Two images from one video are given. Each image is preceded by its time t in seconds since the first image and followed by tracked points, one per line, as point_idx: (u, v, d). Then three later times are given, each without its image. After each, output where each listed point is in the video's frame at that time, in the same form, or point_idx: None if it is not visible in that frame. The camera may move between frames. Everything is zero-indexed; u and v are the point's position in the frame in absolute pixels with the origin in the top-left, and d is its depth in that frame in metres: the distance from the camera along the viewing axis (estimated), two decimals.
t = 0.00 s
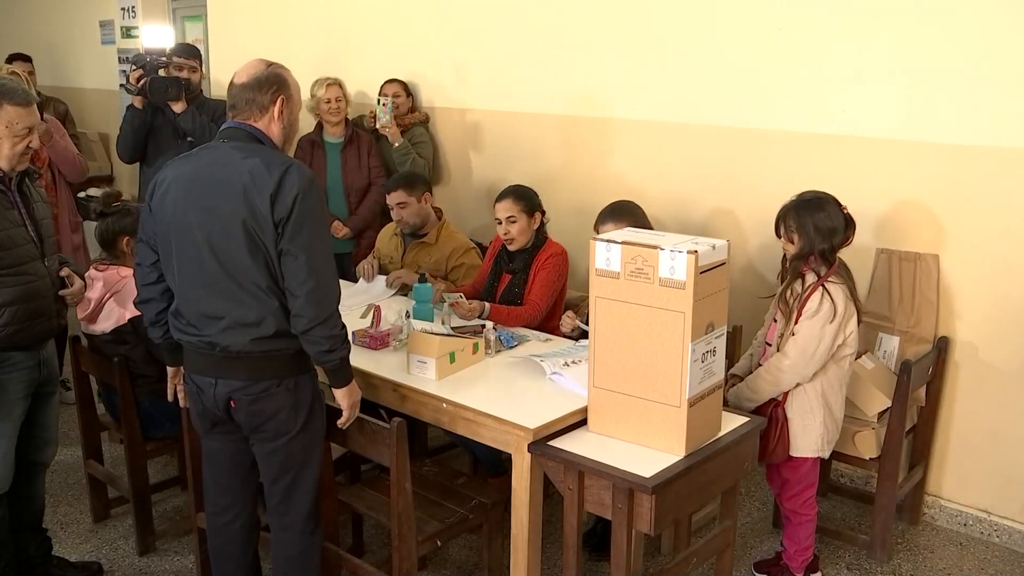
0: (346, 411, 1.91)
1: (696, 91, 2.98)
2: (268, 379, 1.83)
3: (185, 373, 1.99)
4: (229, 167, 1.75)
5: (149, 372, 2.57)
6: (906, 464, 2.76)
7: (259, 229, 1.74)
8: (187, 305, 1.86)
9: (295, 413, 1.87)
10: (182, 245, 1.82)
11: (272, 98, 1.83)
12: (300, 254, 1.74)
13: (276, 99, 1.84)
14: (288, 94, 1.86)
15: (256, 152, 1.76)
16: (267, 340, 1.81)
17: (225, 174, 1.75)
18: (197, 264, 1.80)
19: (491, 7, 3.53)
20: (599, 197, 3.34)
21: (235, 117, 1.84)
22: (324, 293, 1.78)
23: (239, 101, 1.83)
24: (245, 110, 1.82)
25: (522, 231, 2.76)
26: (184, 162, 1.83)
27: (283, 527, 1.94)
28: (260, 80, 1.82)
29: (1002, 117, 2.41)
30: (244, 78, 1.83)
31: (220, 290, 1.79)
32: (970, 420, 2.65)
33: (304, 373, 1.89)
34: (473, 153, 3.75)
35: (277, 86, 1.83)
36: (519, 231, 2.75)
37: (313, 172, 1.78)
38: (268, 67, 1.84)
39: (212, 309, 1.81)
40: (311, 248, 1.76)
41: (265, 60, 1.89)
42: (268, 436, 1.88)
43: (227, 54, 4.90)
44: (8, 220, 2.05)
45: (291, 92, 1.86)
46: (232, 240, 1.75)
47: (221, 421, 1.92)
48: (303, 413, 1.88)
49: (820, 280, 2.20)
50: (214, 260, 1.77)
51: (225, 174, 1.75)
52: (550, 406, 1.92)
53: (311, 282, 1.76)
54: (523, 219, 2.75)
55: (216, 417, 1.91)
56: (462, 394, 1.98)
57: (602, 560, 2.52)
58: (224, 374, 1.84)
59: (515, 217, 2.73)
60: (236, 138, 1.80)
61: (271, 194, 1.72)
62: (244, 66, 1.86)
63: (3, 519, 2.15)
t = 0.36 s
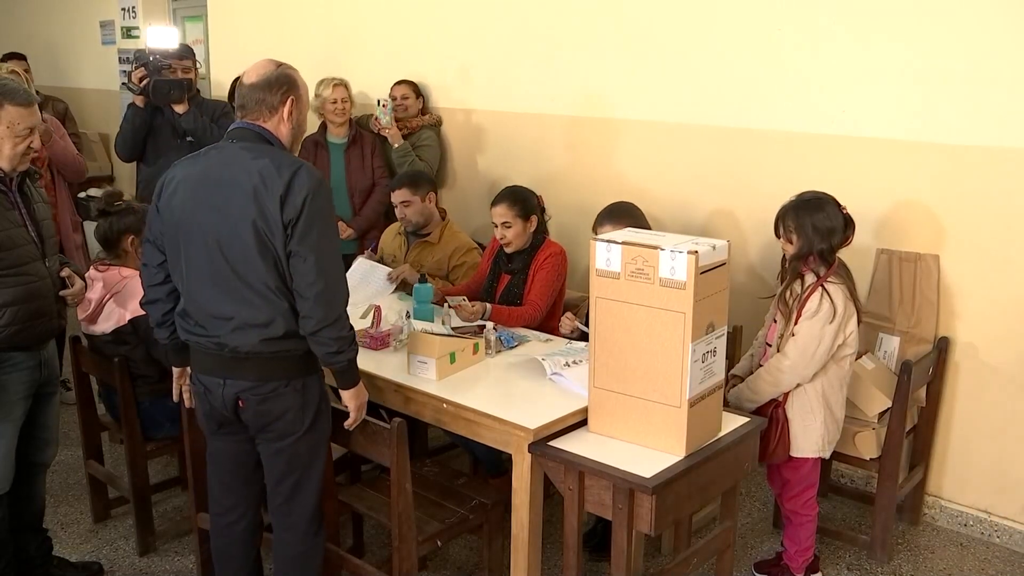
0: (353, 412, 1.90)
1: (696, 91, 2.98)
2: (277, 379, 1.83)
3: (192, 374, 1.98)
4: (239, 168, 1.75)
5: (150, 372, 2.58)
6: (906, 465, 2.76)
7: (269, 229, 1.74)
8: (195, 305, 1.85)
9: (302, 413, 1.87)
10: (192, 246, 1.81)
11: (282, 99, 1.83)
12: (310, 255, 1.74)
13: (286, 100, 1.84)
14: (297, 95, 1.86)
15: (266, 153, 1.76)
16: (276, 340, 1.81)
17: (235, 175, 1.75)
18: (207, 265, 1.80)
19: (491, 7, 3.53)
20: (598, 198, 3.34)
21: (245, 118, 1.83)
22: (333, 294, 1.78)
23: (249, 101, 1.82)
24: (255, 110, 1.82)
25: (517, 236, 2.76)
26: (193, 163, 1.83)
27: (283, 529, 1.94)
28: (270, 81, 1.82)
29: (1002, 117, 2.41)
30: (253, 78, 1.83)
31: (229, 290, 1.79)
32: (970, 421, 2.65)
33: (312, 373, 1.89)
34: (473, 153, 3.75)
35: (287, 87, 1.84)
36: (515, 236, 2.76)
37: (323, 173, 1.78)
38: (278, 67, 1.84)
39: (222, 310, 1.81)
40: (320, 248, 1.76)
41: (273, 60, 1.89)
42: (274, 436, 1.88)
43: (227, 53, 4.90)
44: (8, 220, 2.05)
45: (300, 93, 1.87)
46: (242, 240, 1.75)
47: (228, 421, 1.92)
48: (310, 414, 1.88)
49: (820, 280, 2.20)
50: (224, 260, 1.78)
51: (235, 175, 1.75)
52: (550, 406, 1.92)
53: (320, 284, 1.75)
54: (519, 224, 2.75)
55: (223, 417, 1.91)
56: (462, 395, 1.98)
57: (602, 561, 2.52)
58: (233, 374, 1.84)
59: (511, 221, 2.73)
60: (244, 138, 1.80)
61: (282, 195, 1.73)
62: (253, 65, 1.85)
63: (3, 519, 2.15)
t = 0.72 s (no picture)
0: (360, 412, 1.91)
1: (696, 91, 2.99)
2: (286, 379, 1.84)
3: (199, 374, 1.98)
4: (247, 169, 1.75)
5: (150, 373, 2.58)
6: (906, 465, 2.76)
7: (278, 230, 1.75)
8: (203, 306, 1.85)
9: (309, 413, 1.87)
10: (201, 246, 1.81)
11: (288, 99, 1.83)
12: (319, 255, 1.75)
13: (292, 100, 1.84)
14: (303, 95, 1.86)
15: (273, 153, 1.76)
16: (285, 341, 1.81)
17: (243, 175, 1.75)
18: (216, 266, 1.80)
19: (492, 7, 3.53)
20: (598, 198, 3.34)
21: (251, 117, 1.83)
22: (342, 295, 1.78)
23: (256, 101, 1.82)
24: (262, 110, 1.82)
25: (515, 237, 2.77)
26: (199, 163, 1.83)
27: (283, 529, 1.94)
28: (277, 81, 1.82)
29: (1002, 117, 2.41)
30: (260, 78, 1.82)
31: (239, 291, 1.79)
32: (971, 421, 2.65)
33: (319, 373, 1.89)
34: (474, 153, 3.75)
35: (294, 88, 1.84)
36: (513, 237, 2.76)
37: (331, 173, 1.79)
38: (285, 67, 1.84)
39: (231, 310, 1.81)
40: (329, 249, 1.76)
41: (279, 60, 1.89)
42: (280, 436, 1.88)
43: (228, 54, 4.90)
44: (8, 220, 2.05)
45: (306, 93, 1.87)
46: (251, 241, 1.75)
47: (235, 421, 1.92)
48: (317, 414, 1.88)
49: (820, 280, 2.20)
50: (233, 260, 1.78)
51: (243, 175, 1.75)
52: (550, 406, 1.92)
53: (329, 284, 1.76)
54: (518, 225, 2.75)
55: (230, 417, 1.91)
56: (463, 395, 1.98)
57: (602, 561, 2.52)
58: (241, 374, 1.84)
59: (509, 223, 2.73)
60: (251, 139, 1.80)
61: (291, 195, 1.73)
62: (259, 65, 1.85)
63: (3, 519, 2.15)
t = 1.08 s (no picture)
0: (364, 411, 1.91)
1: (696, 91, 2.99)
2: (292, 378, 1.84)
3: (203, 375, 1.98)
4: (253, 169, 1.75)
5: (150, 373, 2.58)
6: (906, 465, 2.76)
7: (285, 230, 1.75)
8: (209, 306, 1.85)
9: (313, 413, 1.87)
10: (207, 246, 1.81)
11: (294, 99, 1.83)
12: (326, 255, 1.75)
13: (298, 100, 1.84)
14: (308, 95, 1.86)
15: (280, 153, 1.76)
16: (292, 341, 1.82)
17: (250, 175, 1.75)
18: (222, 266, 1.80)
19: (492, 7, 3.53)
20: (599, 198, 3.34)
21: (257, 117, 1.83)
22: (348, 294, 1.79)
23: (261, 100, 1.82)
24: (268, 110, 1.82)
25: (519, 236, 2.77)
26: (204, 163, 1.82)
27: (284, 529, 1.94)
28: (283, 81, 1.82)
29: (1002, 117, 2.41)
30: (265, 78, 1.82)
31: (245, 291, 1.79)
32: (971, 421, 2.65)
33: (324, 373, 1.90)
34: (474, 153, 3.75)
35: (300, 88, 1.84)
36: (517, 236, 2.76)
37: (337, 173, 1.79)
38: (290, 67, 1.84)
39: (238, 310, 1.81)
40: (336, 249, 1.77)
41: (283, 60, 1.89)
42: (284, 436, 1.88)
43: (228, 54, 4.90)
44: (9, 221, 2.05)
45: (311, 93, 1.87)
46: (258, 240, 1.75)
47: (239, 421, 1.91)
48: (321, 414, 1.89)
49: (820, 280, 2.20)
50: (240, 260, 1.78)
51: (250, 175, 1.75)
52: (549, 406, 1.92)
53: (336, 284, 1.76)
54: (521, 224, 2.75)
55: (235, 418, 1.90)
56: (462, 395, 1.98)
57: (602, 561, 2.52)
58: (247, 374, 1.84)
59: (513, 222, 2.73)
60: (257, 139, 1.80)
61: (298, 195, 1.73)
62: (264, 64, 1.85)
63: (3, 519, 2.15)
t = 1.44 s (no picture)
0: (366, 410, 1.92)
1: (696, 92, 2.99)
2: (294, 378, 1.84)
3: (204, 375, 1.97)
4: (257, 169, 1.75)
5: (151, 373, 2.58)
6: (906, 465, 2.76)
7: (289, 229, 1.75)
8: (212, 306, 1.85)
9: (315, 413, 1.88)
10: (209, 246, 1.81)
11: (298, 100, 1.83)
12: (329, 254, 1.75)
13: (301, 101, 1.84)
14: (311, 96, 1.86)
15: (283, 153, 1.76)
16: (295, 340, 1.82)
17: (253, 175, 1.75)
18: (225, 265, 1.80)
19: (492, 7, 3.53)
20: (599, 198, 3.34)
21: (260, 118, 1.83)
22: (351, 294, 1.79)
23: (265, 100, 1.82)
24: (272, 110, 1.82)
25: (529, 236, 2.76)
26: (207, 163, 1.82)
27: (284, 529, 1.94)
28: (286, 81, 1.82)
29: (1002, 117, 2.42)
30: (269, 78, 1.82)
31: (248, 291, 1.79)
32: (971, 420, 2.65)
33: (327, 373, 1.90)
34: (474, 153, 3.75)
35: (303, 89, 1.84)
36: (527, 235, 2.75)
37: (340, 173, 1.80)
38: (293, 67, 1.84)
39: (240, 310, 1.81)
40: (339, 248, 1.77)
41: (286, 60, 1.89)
42: (285, 436, 1.88)
43: (228, 53, 4.90)
44: (9, 221, 2.04)
45: (314, 94, 1.87)
46: (262, 240, 1.75)
47: (241, 421, 1.91)
48: (323, 414, 1.89)
49: (821, 280, 2.20)
50: (243, 260, 1.78)
51: (253, 175, 1.75)
52: (549, 406, 1.92)
53: (339, 284, 1.76)
54: (532, 223, 2.74)
55: (237, 417, 1.90)
56: (462, 395, 1.98)
57: (602, 561, 2.52)
58: (250, 373, 1.84)
59: (523, 220, 2.72)
60: (259, 138, 1.80)
61: (301, 195, 1.74)
62: (266, 64, 1.85)
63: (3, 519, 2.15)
